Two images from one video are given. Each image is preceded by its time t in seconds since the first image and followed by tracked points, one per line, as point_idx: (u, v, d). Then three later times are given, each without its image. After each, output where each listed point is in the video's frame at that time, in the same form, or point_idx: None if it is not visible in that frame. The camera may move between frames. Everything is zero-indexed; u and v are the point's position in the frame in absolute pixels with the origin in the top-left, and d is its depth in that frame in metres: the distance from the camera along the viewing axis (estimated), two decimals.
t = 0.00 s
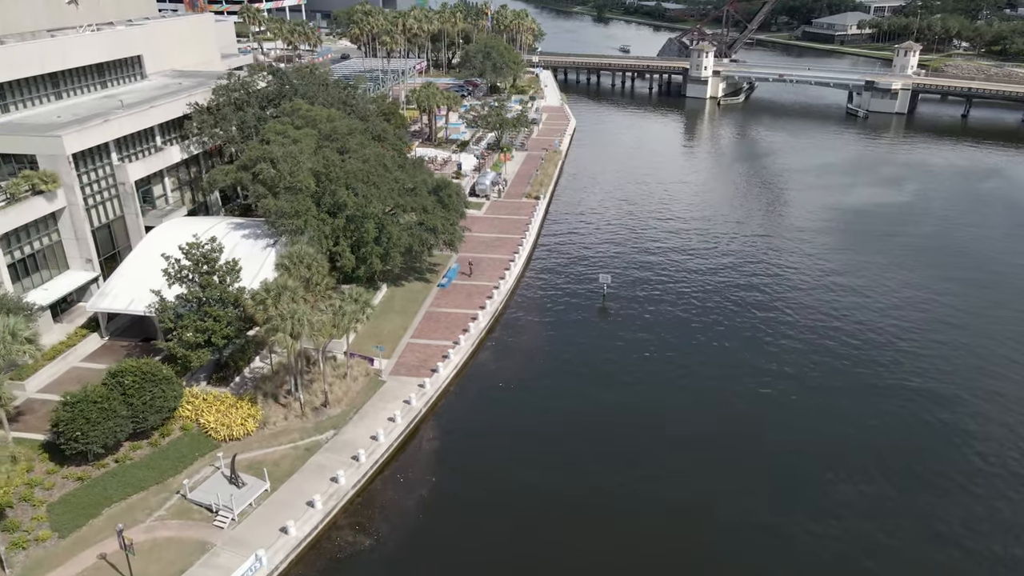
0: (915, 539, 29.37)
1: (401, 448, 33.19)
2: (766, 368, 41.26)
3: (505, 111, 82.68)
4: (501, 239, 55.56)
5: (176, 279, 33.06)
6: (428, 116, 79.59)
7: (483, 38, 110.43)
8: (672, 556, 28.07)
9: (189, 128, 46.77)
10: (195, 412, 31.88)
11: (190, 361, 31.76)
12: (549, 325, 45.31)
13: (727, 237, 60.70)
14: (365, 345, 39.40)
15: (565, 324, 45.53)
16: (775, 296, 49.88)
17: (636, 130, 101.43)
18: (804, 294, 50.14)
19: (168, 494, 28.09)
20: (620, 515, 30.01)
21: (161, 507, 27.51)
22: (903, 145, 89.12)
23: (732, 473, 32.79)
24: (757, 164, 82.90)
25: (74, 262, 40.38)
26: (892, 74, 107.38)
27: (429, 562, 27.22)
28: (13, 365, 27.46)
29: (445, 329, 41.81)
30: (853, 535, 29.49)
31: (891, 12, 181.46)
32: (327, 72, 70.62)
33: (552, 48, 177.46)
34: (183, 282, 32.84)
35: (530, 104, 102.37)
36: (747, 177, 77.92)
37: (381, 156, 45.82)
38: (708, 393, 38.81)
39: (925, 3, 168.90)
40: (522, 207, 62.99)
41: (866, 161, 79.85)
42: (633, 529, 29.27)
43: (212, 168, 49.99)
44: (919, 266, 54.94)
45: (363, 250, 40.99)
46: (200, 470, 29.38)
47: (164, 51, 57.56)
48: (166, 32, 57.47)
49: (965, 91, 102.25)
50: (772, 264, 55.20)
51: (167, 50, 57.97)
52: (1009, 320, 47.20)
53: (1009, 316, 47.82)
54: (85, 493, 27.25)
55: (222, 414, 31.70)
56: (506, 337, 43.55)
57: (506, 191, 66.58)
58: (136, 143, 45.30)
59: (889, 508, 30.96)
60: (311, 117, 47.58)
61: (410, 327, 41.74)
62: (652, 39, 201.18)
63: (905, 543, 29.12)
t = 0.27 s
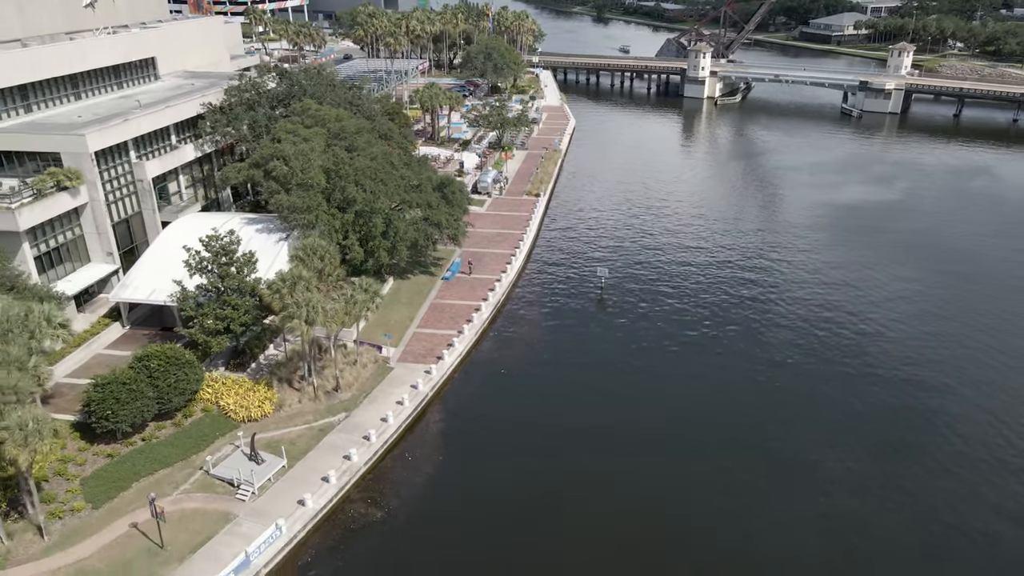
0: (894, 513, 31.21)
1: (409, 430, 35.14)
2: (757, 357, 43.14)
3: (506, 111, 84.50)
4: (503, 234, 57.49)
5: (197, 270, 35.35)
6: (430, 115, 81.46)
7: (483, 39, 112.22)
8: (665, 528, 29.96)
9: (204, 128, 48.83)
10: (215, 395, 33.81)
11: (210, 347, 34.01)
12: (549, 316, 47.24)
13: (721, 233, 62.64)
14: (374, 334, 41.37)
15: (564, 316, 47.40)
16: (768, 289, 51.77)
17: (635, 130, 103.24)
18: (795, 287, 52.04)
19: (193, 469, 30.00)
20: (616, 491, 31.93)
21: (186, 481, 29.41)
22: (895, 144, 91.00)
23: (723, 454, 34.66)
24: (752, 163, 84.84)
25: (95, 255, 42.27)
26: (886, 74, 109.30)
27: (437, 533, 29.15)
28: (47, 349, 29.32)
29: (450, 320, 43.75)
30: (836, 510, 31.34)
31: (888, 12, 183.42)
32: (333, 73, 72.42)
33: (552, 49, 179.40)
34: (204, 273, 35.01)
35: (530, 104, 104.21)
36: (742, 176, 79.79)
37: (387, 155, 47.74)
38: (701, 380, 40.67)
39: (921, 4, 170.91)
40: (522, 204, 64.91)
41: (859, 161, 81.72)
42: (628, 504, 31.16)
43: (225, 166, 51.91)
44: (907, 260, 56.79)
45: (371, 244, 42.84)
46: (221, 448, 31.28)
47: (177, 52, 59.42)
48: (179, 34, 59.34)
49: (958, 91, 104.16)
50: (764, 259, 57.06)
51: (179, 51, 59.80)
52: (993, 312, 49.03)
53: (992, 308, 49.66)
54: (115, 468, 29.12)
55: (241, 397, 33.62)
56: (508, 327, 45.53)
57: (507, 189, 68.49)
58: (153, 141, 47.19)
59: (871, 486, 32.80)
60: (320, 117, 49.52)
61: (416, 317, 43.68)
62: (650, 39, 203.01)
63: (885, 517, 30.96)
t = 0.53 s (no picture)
0: (874, 493, 33.10)
1: (417, 416, 37.20)
2: (748, 349, 45.07)
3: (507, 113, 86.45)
4: (504, 232, 59.54)
5: (217, 265, 37.55)
6: (433, 116, 83.42)
7: (485, 41, 114.23)
8: (658, 506, 31.94)
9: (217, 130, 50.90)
10: (234, 383, 35.87)
11: (229, 338, 36.27)
12: (549, 310, 49.26)
13: (716, 231, 64.70)
14: (382, 326, 43.40)
15: (563, 310, 49.40)
16: (759, 285, 53.78)
17: (634, 130, 105.25)
18: (786, 283, 54.01)
19: (215, 451, 32.04)
20: (612, 473, 33.92)
21: (209, 462, 31.44)
22: (888, 145, 92.95)
23: (714, 439, 36.58)
24: (747, 163, 86.87)
25: (116, 252, 44.24)
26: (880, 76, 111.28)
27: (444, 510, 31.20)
28: (79, 339, 31.28)
29: (454, 313, 45.82)
30: (820, 490, 33.25)
31: (884, 14, 185.53)
32: (338, 75, 74.39)
33: (552, 50, 181.48)
34: (224, 268, 37.19)
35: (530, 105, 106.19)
36: (738, 175, 81.83)
37: (394, 156, 49.75)
38: (694, 371, 42.58)
39: (917, 5, 172.98)
40: (523, 203, 66.96)
41: (850, 161, 83.77)
42: (623, 485, 33.14)
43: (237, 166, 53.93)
44: (895, 257, 58.71)
45: (379, 241, 44.80)
46: (241, 432, 33.31)
47: (189, 56, 61.41)
48: (191, 39, 61.31)
49: (950, 92, 106.16)
50: (757, 256, 59.07)
51: (191, 55, 61.78)
52: (976, 307, 50.93)
53: (976, 303, 51.55)
54: (143, 450, 31.12)
55: (258, 384, 35.64)
56: (510, 320, 47.58)
57: (508, 188, 70.48)
58: (169, 143, 49.15)
59: (853, 468, 34.69)
60: (330, 119, 51.54)
61: (422, 311, 45.73)
62: (649, 40, 205.03)
63: (865, 497, 32.88)
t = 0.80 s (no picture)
0: (856, 477, 35.07)
1: (423, 406, 39.26)
2: (740, 343, 47.00)
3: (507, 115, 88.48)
4: (505, 232, 61.61)
5: (234, 263, 39.71)
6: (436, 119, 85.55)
7: (486, 44, 116.31)
8: (652, 490, 33.92)
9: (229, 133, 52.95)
10: (250, 374, 37.95)
11: (246, 332, 38.45)
12: (549, 307, 51.30)
13: (711, 231, 66.75)
14: (390, 322, 45.44)
15: (563, 307, 51.47)
16: (752, 282, 55.78)
17: (632, 132, 107.28)
18: (777, 281, 56.03)
19: (235, 437, 34.09)
20: (608, 460, 35.93)
21: (230, 448, 33.48)
22: (880, 147, 94.95)
23: (705, 428, 38.56)
24: (743, 164, 88.91)
25: (135, 251, 46.31)
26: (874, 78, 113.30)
27: (450, 493, 33.26)
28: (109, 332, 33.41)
29: (458, 309, 47.88)
30: (806, 475, 35.15)
31: (880, 16, 187.80)
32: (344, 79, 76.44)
33: (552, 52, 183.68)
34: (241, 266, 39.36)
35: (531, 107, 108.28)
36: (733, 177, 83.86)
37: (400, 159, 51.77)
38: (687, 364, 44.52)
39: (912, 8, 175.21)
40: (524, 203, 69.05)
41: (843, 163, 85.77)
42: (619, 471, 35.12)
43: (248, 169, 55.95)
44: (884, 255, 60.63)
45: (386, 240, 46.79)
46: (258, 420, 35.33)
47: (201, 62, 63.50)
48: (202, 45, 63.37)
49: (942, 94, 108.18)
50: (750, 255, 61.08)
51: (203, 61, 63.84)
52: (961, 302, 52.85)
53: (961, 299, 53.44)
54: (168, 436, 33.17)
55: (273, 375, 37.72)
56: (511, 316, 49.65)
57: (509, 189, 72.50)
58: (185, 146, 51.23)
59: (837, 454, 36.66)
60: (338, 123, 53.59)
61: (428, 307, 47.78)
62: (648, 42, 207.28)
63: (849, 482, 34.74)
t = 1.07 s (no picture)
0: (839, 465, 37.08)
1: (429, 397, 41.33)
2: (732, 339, 49.01)
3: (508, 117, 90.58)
4: (507, 232, 63.68)
5: (250, 261, 41.80)
6: (439, 121, 87.78)
7: (486, 47, 118.37)
8: (645, 476, 35.95)
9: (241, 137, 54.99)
10: (266, 366, 40.02)
11: (262, 326, 40.57)
12: (548, 304, 53.35)
13: (706, 231, 68.83)
14: (396, 318, 47.50)
15: (562, 304, 53.55)
16: (745, 281, 57.84)
17: (630, 133, 109.32)
18: (769, 279, 58.07)
19: (253, 425, 36.15)
20: (605, 449, 37.98)
21: (249, 434, 35.53)
22: (873, 149, 96.97)
23: (697, 419, 40.58)
24: (738, 165, 90.94)
25: (152, 250, 48.37)
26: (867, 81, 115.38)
27: (455, 478, 35.33)
28: (134, 325, 35.53)
29: (461, 306, 49.95)
30: (792, 464, 37.13)
31: (877, 18, 190.16)
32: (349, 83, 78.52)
33: (552, 53, 185.85)
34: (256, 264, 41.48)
35: (531, 109, 110.35)
36: (729, 178, 85.92)
37: (405, 161, 53.84)
38: (681, 359, 46.53)
39: (907, 10, 177.57)
40: (524, 204, 71.14)
41: (835, 165, 87.83)
42: (615, 459, 37.17)
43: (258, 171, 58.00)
44: (873, 255, 62.62)
45: (393, 239, 48.82)
46: (274, 409, 37.39)
47: (211, 67, 65.55)
48: (212, 51, 65.40)
49: (934, 97, 110.25)
50: (743, 255, 63.13)
51: (213, 66, 65.90)
52: (945, 300, 54.81)
53: (946, 297, 55.41)
54: (190, 423, 35.24)
55: (288, 367, 39.78)
56: (513, 313, 51.70)
57: (510, 190, 74.56)
58: (199, 149, 53.29)
59: (821, 444, 38.66)
60: (345, 127, 55.68)
61: (432, 304, 49.84)
62: (647, 43, 209.52)
63: (832, 469, 36.73)
